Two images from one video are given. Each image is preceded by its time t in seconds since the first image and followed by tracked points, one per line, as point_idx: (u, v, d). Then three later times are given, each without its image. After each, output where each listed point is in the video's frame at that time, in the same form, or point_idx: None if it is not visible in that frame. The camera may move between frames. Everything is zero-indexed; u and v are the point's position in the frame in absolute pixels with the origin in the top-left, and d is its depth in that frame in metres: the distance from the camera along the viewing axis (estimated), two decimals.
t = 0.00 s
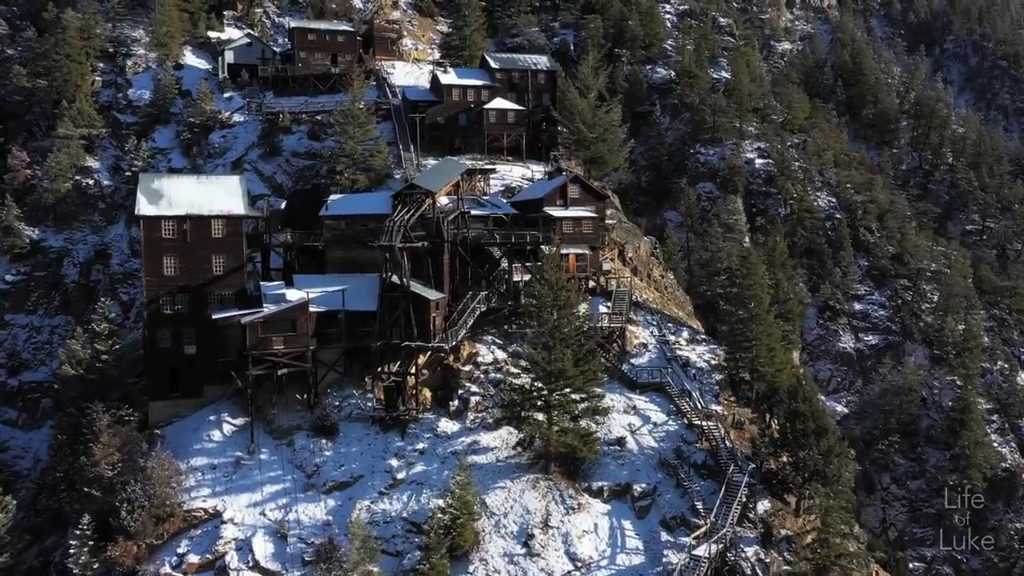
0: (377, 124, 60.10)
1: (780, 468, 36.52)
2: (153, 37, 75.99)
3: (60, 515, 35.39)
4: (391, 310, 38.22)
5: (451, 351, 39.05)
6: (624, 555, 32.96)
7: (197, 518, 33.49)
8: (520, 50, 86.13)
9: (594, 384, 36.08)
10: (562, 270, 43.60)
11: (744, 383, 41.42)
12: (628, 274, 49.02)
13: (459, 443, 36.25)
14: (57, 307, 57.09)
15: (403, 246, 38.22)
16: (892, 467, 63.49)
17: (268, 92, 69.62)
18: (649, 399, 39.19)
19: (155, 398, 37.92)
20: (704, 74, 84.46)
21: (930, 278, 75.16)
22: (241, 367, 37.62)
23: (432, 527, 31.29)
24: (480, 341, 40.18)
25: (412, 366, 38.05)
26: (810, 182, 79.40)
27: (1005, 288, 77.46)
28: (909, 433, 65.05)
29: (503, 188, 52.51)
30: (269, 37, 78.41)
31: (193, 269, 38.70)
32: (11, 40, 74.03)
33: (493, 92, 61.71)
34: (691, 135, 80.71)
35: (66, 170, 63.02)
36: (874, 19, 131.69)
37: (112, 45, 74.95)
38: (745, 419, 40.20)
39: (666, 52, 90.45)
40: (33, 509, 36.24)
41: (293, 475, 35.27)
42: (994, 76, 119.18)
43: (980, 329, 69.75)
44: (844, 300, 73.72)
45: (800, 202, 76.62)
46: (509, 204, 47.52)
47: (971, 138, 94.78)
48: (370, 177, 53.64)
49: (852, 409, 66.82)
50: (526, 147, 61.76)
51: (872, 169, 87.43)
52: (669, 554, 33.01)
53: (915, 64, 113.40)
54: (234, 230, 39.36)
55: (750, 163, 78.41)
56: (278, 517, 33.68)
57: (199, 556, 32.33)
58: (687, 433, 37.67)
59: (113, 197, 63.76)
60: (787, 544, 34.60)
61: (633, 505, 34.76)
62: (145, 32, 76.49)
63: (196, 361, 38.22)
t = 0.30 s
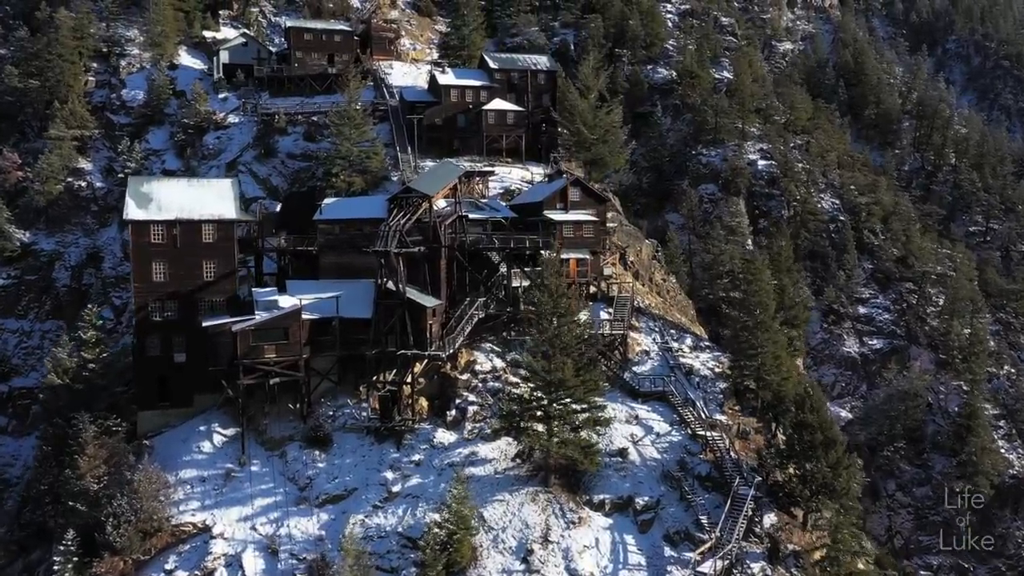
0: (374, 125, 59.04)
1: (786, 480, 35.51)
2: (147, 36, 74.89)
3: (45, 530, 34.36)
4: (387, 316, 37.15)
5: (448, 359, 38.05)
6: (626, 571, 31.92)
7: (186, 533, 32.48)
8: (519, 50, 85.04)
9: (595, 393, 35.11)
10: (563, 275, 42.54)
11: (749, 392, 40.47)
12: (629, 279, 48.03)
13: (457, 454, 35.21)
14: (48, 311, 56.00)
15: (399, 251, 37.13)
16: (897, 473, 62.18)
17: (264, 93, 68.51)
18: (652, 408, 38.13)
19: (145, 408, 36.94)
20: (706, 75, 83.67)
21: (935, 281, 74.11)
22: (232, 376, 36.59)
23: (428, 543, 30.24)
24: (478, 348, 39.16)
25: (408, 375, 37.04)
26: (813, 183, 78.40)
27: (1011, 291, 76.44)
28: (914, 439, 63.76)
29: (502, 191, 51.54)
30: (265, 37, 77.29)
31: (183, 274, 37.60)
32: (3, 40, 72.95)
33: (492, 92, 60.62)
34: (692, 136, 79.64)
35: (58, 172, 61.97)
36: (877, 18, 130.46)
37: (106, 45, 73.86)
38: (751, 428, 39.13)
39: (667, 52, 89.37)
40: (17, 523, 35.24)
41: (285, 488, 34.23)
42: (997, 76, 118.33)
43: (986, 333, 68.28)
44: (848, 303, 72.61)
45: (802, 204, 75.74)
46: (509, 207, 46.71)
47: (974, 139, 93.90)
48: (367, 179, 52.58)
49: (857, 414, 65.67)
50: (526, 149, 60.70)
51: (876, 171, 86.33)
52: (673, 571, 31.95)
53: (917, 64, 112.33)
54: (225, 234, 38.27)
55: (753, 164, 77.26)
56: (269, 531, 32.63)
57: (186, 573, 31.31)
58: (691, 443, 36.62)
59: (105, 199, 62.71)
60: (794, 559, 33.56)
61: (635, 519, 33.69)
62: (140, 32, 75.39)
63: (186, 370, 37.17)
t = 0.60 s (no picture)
0: (370, 126, 57.92)
1: (794, 494, 34.21)
2: (140, 36, 73.72)
3: (27, 546, 33.15)
4: (381, 324, 35.97)
5: (445, 368, 36.96)
6: None
7: (173, 550, 31.27)
8: (519, 50, 83.84)
9: (597, 405, 33.98)
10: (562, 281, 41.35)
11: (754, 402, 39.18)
12: (630, 284, 46.83)
13: (453, 467, 34.01)
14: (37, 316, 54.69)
15: (394, 257, 35.91)
16: (904, 480, 60.92)
17: (259, 93, 67.36)
18: (655, 419, 36.95)
19: (131, 419, 35.78)
20: (708, 75, 82.52)
21: (941, 285, 72.98)
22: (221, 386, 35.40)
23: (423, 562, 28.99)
24: (476, 357, 38.05)
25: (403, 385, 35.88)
26: (817, 185, 77.21)
27: (1017, 295, 75.33)
28: (921, 446, 62.45)
29: (501, 193, 50.38)
30: (260, 36, 76.21)
31: (171, 281, 36.41)
32: None
33: (490, 93, 59.47)
34: (694, 137, 78.52)
35: (48, 173, 60.75)
36: (878, 18, 129.15)
37: (98, 44, 72.68)
38: (756, 439, 38.00)
39: (668, 52, 88.19)
40: None
41: (276, 502, 33.03)
42: (1000, 76, 117.20)
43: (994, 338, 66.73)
44: (853, 307, 71.41)
45: (806, 206, 74.78)
46: (507, 210, 45.49)
47: (978, 139, 92.82)
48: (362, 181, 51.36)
49: (863, 420, 64.50)
50: (525, 150, 59.49)
51: (880, 172, 85.15)
52: None
53: (920, 64, 111.15)
54: (214, 239, 37.12)
55: (756, 165, 76.05)
56: (258, 548, 31.42)
57: None
58: (696, 456, 35.43)
59: (97, 202, 61.49)
60: None
61: (638, 535, 32.46)
62: (133, 31, 74.21)
63: (174, 379, 35.98)
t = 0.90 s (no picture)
0: (367, 128, 56.77)
1: (805, 511, 33.02)
2: (134, 35, 72.50)
3: (6, 567, 31.83)
4: (375, 334, 34.61)
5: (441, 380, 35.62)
6: None
7: (157, 571, 29.99)
8: (519, 50, 82.49)
9: (598, 419, 32.68)
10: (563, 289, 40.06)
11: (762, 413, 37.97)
12: (632, 292, 45.58)
13: (450, 483, 32.72)
14: (26, 322, 53.23)
15: (389, 264, 34.48)
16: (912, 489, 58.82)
17: (253, 95, 66.13)
18: (659, 433, 35.68)
19: (116, 432, 34.55)
20: (711, 74, 81.55)
21: (949, 289, 71.44)
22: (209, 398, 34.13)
23: None
24: (474, 368, 36.78)
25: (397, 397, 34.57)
26: (822, 188, 75.80)
27: None
28: (929, 454, 60.69)
29: (500, 197, 49.10)
30: (256, 35, 74.73)
31: (157, 289, 35.10)
32: None
33: (490, 94, 58.21)
34: (697, 139, 77.37)
35: (38, 176, 59.42)
36: (881, 17, 127.53)
37: (91, 44, 71.44)
38: (764, 453, 36.75)
39: (670, 52, 86.88)
40: None
41: (265, 520, 31.76)
42: (1004, 76, 115.94)
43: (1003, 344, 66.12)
44: (859, 312, 70.09)
45: (811, 209, 73.23)
46: (505, 215, 44.19)
47: (983, 140, 91.59)
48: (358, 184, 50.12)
49: (870, 427, 63.17)
50: (525, 152, 58.13)
51: (885, 174, 83.94)
52: None
53: (924, 63, 109.85)
54: (203, 246, 35.84)
55: (760, 167, 74.88)
56: (246, 570, 30.17)
57: None
58: (701, 471, 34.19)
59: (88, 205, 60.16)
60: None
61: (642, 555, 31.19)
62: (127, 30, 72.99)
63: (160, 391, 34.71)
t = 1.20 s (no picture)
0: (363, 132, 55.49)
1: (817, 536, 31.50)
2: (127, 37, 71.17)
3: None
4: (369, 350, 33.20)
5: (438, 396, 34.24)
6: None
7: None
8: (519, 51, 81.30)
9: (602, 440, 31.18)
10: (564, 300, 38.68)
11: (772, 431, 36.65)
12: (636, 302, 44.20)
13: (447, 506, 31.32)
14: (13, 332, 51.70)
15: (383, 277, 33.03)
16: (921, 501, 55.96)
17: (248, 97, 64.71)
18: (664, 451, 34.29)
19: (100, 452, 33.17)
20: (715, 77, 80.04)
21: (957, 295, 70.41)
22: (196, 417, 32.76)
23: None
24: (472, 384, 35.44)
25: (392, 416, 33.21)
26: (828, 192, 74.35)
27: None
28: (939, 465, 57.98)
29: (499, 204, 47.72)
30: (252, 36, 73.30)
31: (143, 302, 33.72)
32: None
33: (489, 97, 56.62)
34: (700, 141, 75.91)
35: (27, 181, 57.98)
36: (885, 15, 124.99)
37: (83, 46, 70.06)
38: (773, 472, 35.38)
39: (673, 53, 85.34)
40: None
41: (254, 546, 30.35)
42: (1009, 77, 114.58)
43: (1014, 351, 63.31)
44: (866, 319, 68.75)
45: (817, 214, 72.08)
46: (504, 223, 42.82)
47: (988, 141, 90.28)
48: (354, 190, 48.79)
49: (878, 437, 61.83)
50: (526, 156, 56.76)
51: (892, 177, 82.46)
52: None
53: (928, 64, 108.35)
54: (190, 258, 34.44)
55: (765, 171, 73.50)
56: None
57: None
58: (709, 492, 32.78)
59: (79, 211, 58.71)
60: None
61: None
62: (120, 32, 71.68)
63: (145, 409, 33.33)
